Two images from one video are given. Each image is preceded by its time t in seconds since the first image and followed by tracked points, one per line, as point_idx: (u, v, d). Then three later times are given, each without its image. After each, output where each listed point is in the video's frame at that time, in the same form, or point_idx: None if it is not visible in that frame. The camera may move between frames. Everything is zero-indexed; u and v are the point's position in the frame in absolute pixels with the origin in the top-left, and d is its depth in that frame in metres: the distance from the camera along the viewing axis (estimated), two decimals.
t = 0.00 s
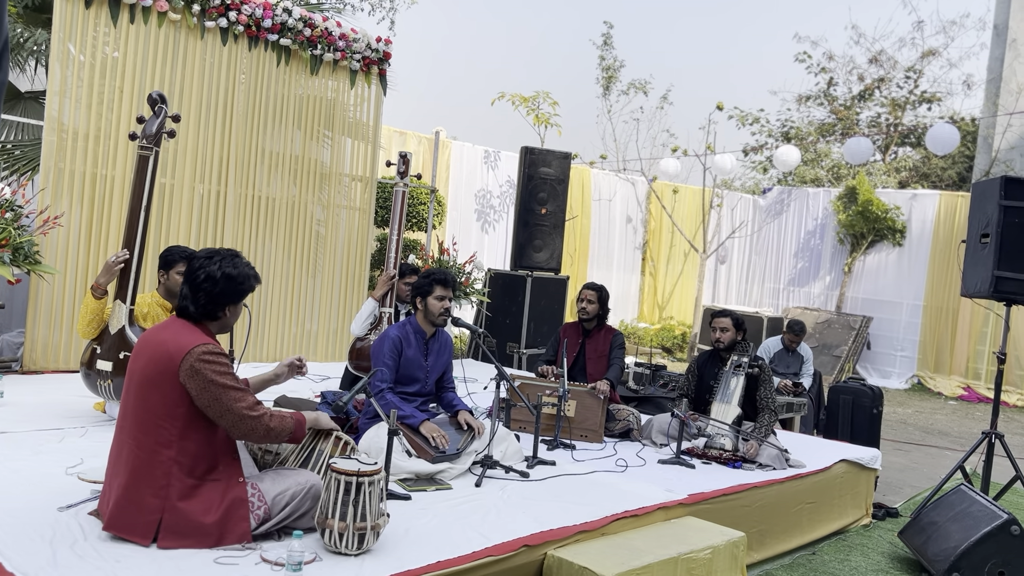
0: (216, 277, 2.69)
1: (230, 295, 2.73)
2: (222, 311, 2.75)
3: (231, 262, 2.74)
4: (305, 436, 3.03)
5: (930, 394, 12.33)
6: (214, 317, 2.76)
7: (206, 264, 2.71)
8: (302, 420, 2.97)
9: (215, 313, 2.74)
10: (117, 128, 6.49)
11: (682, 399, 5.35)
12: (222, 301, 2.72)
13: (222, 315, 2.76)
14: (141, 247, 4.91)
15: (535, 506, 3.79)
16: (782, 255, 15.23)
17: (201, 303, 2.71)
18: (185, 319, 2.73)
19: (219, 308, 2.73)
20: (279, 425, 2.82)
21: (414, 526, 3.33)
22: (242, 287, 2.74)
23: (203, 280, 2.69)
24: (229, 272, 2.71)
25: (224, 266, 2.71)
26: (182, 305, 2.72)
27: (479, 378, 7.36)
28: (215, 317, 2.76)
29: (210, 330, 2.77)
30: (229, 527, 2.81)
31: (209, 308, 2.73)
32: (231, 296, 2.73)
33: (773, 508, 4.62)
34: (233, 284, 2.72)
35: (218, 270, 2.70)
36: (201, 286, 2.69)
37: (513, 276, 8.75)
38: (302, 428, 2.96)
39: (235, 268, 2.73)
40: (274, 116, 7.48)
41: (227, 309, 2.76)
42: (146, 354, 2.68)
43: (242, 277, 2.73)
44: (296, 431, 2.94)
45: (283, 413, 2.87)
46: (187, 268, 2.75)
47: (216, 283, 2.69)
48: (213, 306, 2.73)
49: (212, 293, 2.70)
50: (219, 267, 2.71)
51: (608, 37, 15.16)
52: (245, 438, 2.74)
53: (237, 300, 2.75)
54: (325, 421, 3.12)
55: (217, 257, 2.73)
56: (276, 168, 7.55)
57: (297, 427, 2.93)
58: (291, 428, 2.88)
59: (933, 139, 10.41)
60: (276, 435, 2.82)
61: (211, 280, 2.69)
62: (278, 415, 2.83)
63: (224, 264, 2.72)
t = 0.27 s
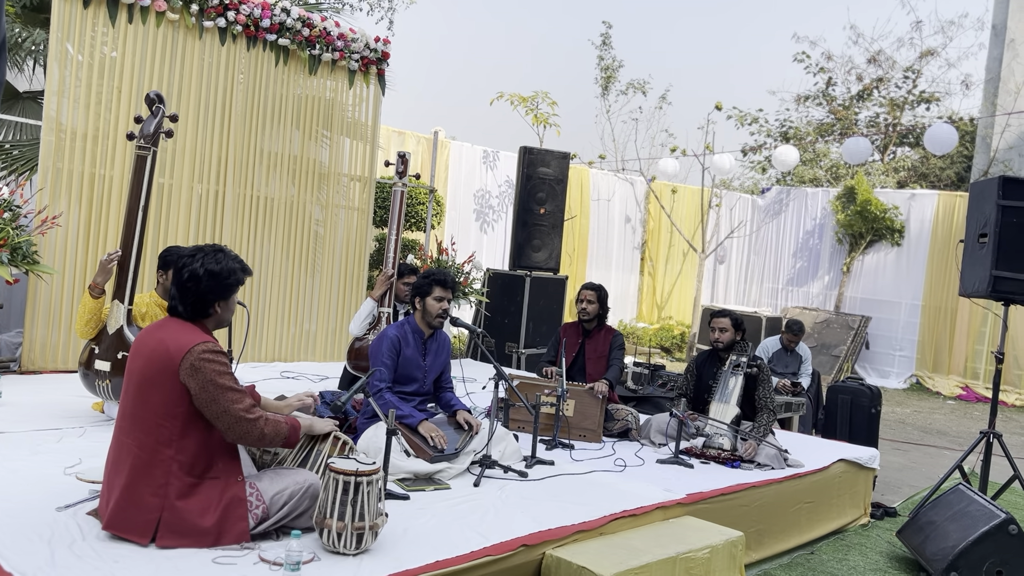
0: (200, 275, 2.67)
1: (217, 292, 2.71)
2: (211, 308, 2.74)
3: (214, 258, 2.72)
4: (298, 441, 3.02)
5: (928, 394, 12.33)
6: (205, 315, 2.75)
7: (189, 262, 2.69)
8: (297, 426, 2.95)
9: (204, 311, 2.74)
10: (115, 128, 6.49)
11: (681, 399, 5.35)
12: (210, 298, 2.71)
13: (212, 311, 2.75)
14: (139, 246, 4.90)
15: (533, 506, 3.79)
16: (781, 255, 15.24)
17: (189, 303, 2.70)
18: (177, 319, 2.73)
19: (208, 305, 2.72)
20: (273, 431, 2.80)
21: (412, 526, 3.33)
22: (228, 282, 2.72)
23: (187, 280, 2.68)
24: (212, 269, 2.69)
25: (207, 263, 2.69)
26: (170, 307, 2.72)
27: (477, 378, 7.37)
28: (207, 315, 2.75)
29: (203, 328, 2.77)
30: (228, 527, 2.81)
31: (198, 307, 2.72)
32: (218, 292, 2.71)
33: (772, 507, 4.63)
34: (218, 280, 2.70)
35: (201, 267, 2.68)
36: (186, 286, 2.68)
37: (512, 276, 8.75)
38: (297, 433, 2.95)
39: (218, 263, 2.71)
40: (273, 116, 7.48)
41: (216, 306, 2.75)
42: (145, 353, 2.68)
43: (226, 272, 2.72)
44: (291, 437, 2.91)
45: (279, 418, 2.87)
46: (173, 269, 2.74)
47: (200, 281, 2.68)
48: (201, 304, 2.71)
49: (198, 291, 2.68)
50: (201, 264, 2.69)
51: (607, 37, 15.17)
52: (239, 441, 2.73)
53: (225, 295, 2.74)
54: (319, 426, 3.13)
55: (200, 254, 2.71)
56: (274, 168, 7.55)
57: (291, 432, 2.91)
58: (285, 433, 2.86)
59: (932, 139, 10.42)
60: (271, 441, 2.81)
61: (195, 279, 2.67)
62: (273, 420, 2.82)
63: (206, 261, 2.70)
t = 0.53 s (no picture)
0: (192, 275, 2.67)
1: (211, 291, 2.71)
2: (206, 307, 2.74)
3: (207, 257, 2.72)
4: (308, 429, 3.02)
5: (927, 393, 12.34)
6: (200, 314, 2.75)
7: (182, 262, 2.69)
8: (305, 410, 2.97)
9: (198, 311, 2.73)
10: (114, 128, 6.48)
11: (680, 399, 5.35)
12: (203, 298, 2.71)
13: (206, 311, 2.75)
14: (137, 246, 4.90)
15: (532, 506, 3.80)
16: (780, 255, 15.25)
17: (183, 302, 2.70)
18: (172, 318, 2.73)
19: (202, 305, 2.72)
20: (284, 413, 2.84)
21: (411, 525, 3.33)
22: (221, 281, 2.72)
23: (180, 280, 2.67)
24: (205, 269, 2.69)
25: (199, 262, 2.69)
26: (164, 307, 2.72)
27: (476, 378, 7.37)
28: (201, 315, 2.75)
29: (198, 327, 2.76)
30: (227, 525, 2.81)
31: (192, 306, 2.71)
32: (212, 292, 2.71)
33: (770, 507, 4.63)
34: (211, 280, 2.70)
35: (194, 267, 2.68)
36: (179, 286, 2.68)
37: (510, 276, 8.75)
38: (305, 418, 2.95)
39: (210, 262, 2.72)
40: (271, 116, 7.48)
41: (210, 305, 2.74)
42: (143, 353, 2.68)
43: (218, 271, 2.72)
44: (300, 424, 2.93)
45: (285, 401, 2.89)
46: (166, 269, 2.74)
47: (193, 280, 2.67)
48: (194, 303, 2.71)
49: (191, 291, 2.68)
50: (194, 264, 2.69)
51: (606, 37, 15.18)
52: (250, 426, 2.75)
53: (218, 295, 2.74)
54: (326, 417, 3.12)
55: (193, 253, 2.71)
56: (272, 168, 7.54)
57: (301, 416, 2.93)
58: (295, 417, 2.89)
59: (930, 139, 10.43)
60: (281, 424, 2.83)
61: (188, 278, 2.67)
62: (281, 403, 2.85)
63: (199, 261, 2.70)
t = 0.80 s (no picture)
0: (192, 274, 2.67)
1: (210, 291, 2.71)
2: (205, 307, 2.74)
3: (206, 257, 2.72)
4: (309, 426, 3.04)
5: (925, 393, 12.35)
6: (199, 313, 2.74)
7: (182, 261, 2.69)
8: (306, 410, 2.97)
9: (197, 310, 2.73)
10: (112, 128, 6.48)
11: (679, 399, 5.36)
12: (202, 297, 2.70)
13: (205, 311, 2.75)
14: (136, 246, 4.90)
15: (531, 506, 3.80)
16: (779, 255, 15.25)
17: (182, 302, 2.70)
18: (171, 318, 2.73)
19: (201, 305, 2.72)
20: (285, 413, 2.84)
21: (410, 525, 3.33)
22: (220, 280, 2.72)
23: (180, 279, 2.67)
24: (204, 268, 2.69)
25: (199, 262, 2.69)
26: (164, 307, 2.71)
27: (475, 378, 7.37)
28: (201, 314, 2.75)
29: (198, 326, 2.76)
30: (227, 524, 2.81)
31: (192, 306, 2.71)
32: (211, 291, 2.71)
33: (769, 507, 4.63)
34: (210, 279, 2.70)
35: (193, 266, 2.68)
36: (179, 285, 2.67)
37: (509, 276, 8.74)
38: (305, 416, 2.97)
39: (210, 262, 2.72)
40: (270, 116, 7.48)
41: (210, 305, 2.74)
42: (142, 353, 2.68)
43: (218, 270, 2.72)
44: (302, 419, 2.94)
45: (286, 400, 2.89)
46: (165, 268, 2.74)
47: (193, 280, 2.67)
48: (194, 303, 2.71)
49: (191, 290, 2.68)
50: (194, 263, 2.68)
51: (604, 37, 15.19)
52: (250, 426, 2.74)
53: (218, 295, 2.74)
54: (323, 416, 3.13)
55: (193, 253, 2.71)
56: (271, 168, 7.54)
57: (301, 415, 2.94)
58: (295, 415, 2.89)
59: (928, 139, 10.44)
60: (281, 423, 2.83)
61: (188, 278, 2.67)
62: (282, 402, 2.85)
63: (199, 260, 2.70)
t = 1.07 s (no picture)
0: (193, 274, 2.66)
1: (212, 291, 2.71)
2: (206, 308, 2.73)
3: (208, 257, 2.72)
4: (299, 435, 3.02)
5: (924, 393, 12.36)
6: (200, 314, 2.74)
7: (184, 262, 2.68)
8: (296, 421, 2.95)
9: (198, 311, 2.73)
10: (111, 127, 6.47)
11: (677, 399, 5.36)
12: (204, 298, 2.70)
13: (206, 312, 2.75)
14: (134, 247, 4.89)
15: (530, 506, 3.80)
16: (777, 255, 15.26)
17: (184, 303, 2.69)
18: (172, 319, 2.72)
19: (202, 305, 2.71)
20: (268, 432, 2.80)
21: (408, 526, 3.33)
22: (222, 281, 2.72)
23: (182, 280, 2.67)
24: (206, 269, 2.69)
25: (201, 262, 2.69)
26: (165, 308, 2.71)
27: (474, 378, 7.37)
28: (202, 315, 2.75)
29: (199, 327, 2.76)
30: (224, 526, 2.80)
31: (192, 307, 2.71)
32: (212, 291, 2.70)
33: (768, 507, 4.63)
34: (212, 280, 2.69)
35: (196, 267, 2.68)
36: (181, 286, 2.67)
37: (508, 276, 8.73)
38: (293, 431, 2.95)
39: (212, 263, 2.71)
40: (268, 116, 7.47)
41: (211, 306, 2.74)
42: (141, 354, 2.68)
43: (220, 270, 2.71)
44: (289, 433, 2.93)
45: (276, 417, 2.87)
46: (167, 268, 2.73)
47: (195, 281, 2.67)
48: (195, 304, 2.70)
49: (192, 291, 2.68)
50: (196, 263, 2.68)
51: (603, 37, 15.19)
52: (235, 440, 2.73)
53: (219, 295, 2.74)
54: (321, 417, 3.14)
55: (194, 253, 2.71)
56: (270, 168, 7.53)
57: (288, 431, 2.92)
58: (282, 432, 2.87)
59: (927, 139, 10.44)
60: (266, 440, 2.81)
61: (190, 278, 2.66)
62: (270, 420, 2.82)
63: (201, 261, 2.69)
